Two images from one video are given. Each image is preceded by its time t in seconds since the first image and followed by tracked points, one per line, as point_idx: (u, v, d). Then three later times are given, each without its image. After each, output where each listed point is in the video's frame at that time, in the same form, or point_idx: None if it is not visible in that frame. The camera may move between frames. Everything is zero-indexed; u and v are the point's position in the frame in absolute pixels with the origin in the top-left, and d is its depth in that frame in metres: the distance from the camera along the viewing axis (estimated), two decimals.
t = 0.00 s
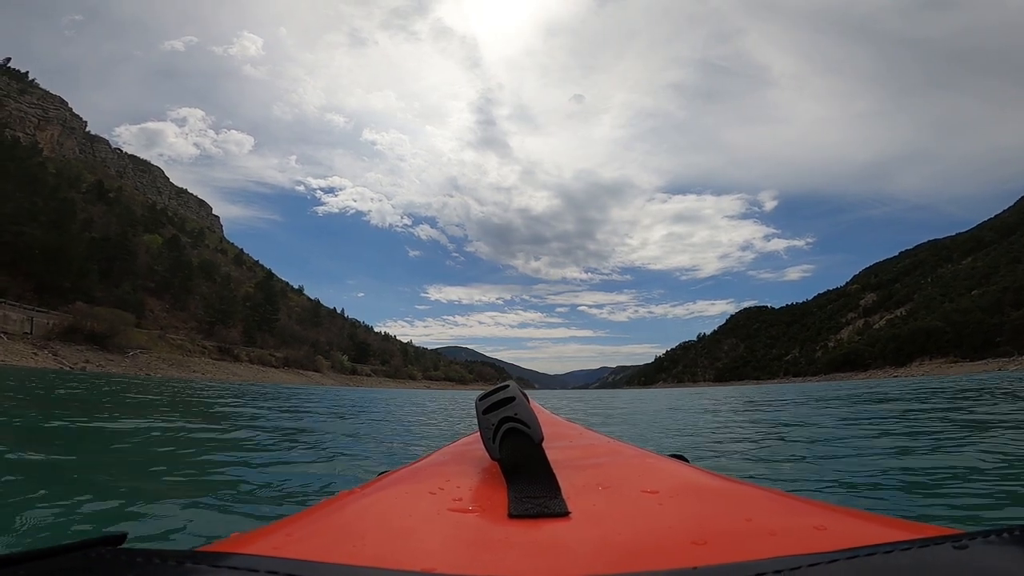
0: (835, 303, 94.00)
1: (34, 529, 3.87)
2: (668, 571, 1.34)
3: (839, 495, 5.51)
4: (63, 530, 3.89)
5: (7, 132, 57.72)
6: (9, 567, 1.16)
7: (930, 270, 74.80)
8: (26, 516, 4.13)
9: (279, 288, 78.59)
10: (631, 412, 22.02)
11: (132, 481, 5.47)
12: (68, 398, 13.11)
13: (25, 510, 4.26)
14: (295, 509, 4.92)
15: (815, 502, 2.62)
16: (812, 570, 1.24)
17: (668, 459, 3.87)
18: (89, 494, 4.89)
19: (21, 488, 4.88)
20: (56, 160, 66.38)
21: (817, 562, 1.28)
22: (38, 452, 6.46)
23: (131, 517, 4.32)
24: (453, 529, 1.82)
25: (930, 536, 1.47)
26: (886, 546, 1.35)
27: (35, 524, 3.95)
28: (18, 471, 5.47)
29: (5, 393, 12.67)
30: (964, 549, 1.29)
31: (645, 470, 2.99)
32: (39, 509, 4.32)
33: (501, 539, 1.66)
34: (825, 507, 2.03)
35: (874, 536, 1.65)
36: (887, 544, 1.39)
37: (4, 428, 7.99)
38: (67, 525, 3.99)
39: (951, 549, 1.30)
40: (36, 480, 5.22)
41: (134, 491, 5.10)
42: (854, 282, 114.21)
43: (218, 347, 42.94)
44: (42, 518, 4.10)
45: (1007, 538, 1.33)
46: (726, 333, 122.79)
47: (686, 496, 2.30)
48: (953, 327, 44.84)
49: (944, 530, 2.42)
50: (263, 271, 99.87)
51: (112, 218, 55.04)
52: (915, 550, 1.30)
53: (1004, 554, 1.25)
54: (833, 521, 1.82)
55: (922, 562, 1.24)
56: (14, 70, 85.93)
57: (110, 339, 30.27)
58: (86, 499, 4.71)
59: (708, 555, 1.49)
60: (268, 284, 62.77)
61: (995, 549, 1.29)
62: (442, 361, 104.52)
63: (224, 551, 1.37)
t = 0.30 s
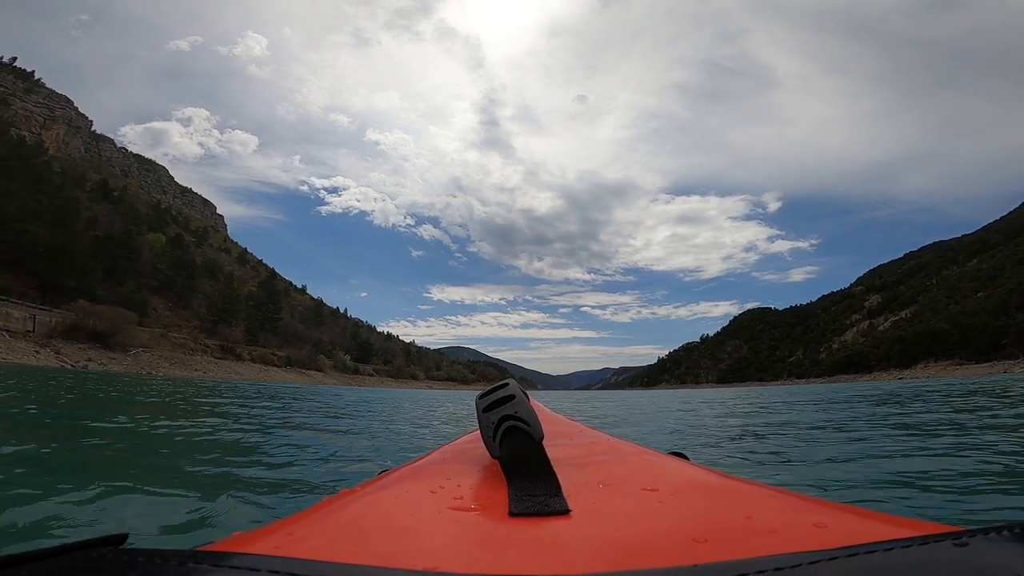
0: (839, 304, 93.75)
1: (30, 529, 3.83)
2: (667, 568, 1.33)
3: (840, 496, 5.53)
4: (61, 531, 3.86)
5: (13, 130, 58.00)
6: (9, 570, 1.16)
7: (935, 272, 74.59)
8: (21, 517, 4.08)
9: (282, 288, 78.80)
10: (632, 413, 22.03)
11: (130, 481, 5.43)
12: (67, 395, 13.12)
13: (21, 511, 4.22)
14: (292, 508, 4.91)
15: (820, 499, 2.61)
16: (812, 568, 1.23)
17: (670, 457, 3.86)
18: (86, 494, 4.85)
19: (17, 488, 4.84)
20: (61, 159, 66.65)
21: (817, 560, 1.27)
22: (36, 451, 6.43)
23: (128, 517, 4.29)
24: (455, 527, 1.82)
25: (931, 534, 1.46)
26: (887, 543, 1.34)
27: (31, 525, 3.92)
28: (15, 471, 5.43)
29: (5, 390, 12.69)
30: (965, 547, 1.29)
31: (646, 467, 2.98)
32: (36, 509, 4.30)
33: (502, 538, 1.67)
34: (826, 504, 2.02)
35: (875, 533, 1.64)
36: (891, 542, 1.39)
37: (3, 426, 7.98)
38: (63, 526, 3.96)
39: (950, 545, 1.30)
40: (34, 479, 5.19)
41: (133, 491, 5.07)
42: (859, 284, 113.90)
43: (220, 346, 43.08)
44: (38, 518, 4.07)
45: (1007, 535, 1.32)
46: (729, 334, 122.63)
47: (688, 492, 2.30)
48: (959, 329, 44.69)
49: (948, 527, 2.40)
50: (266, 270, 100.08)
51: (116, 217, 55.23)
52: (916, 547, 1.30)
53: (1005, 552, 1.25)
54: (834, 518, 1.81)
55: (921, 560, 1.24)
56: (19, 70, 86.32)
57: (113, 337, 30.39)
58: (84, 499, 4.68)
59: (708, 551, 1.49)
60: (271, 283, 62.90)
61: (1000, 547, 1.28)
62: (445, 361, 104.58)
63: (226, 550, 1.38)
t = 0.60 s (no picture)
0: (843, 305, 93.43)
1: (26, 532, 3.81)
2: (667, 568, 1.33)
3: (842, 498, 5.52)
4: (59, 531, 3.87)
5: (18, 130, 58.27)
6: (8, 570, 1.17)
7: (941, 273, 74.29)
8: (19, 517, 4.07)
9: (285, 287, 78.98)
10: (635, 414, 22.03)
11: (128, 481, 5.40)
12: (69, 394, 13.15)
13: (20, 512, 4.21)
14: (291, 508, 4.91)
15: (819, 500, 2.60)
16: (812, 569, 1.23)
17: (670, 458, 3.86)
18: (84, 494, 4.82)
19: (15, 488, 4.82)
20: (66, 159, 66.94)
21: (817, 560, 1.27)
22: (31, 451, 6.40)
23: (128, 518, 4.28)
24: (456, 528, 1.82)
25: (930, 535, 1.46)
26: (887, 544, 1.34)
27: (27, 527, 3.90)
28: (13, 471, 5.43)
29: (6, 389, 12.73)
30: (965, 548, 1.28)
31: (646, 468, 2.98)
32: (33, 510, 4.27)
33: (502, 537, 1.67)
34: (827, 506, 2.02)
35: (875, 533, 1.64)
36: (888, 544, 1.39)
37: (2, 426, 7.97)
38: (60, 527, 3.95)
39: (949, 546, 1.30)
40: (31, 480, 5.17)
41: (131, 491, 5.06)
42: (863, 284, 113.53)
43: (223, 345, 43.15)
44: (39, 519, 4.06)
45: (1006, 535, 1.32)
46: (733, 335, 122.37)
47: (688, 494, 2.29)
48: (965, 330, 44.49)
49: (948, 527, 2.40)
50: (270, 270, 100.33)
51: (119, 216, 55.42)
52: (916, 549, 1.30)
53: (1003, 552, 1.25)
54: (834, 519, 1.81)
55: (924, 562, 1.23)
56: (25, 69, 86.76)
57: (115, 336, 30.49)
58: (83, 499, 4.66)
59: (709, 553, 1.49)
60: (274, 283, 63.03)
61: (997, 548, 1.28)
62: (448, 360, 104.61)
63: (226, 551, 1.38)
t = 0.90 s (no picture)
0: (847, 304, 93.23)
1: (22, 530, 3.81)
2: (668, 570, 1.34)
3: (844, 498, 5.52)
4: (63, 529, 3.90)
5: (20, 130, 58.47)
6: (9, 568, 1.17)
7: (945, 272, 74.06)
8: (17, 517, 4.07)
9: (287, 287, 79.15)
10: (638, 413, 22.06)
11: (127, 481, 5.41)
12: (71, 395, 13.21)
13: (18, 511, 4.22)
14: (290, 508, 4.93)
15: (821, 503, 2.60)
16: (813, 572, 1.23)
17: (670, 459, 3.86)
18: (84, 493, 4.83)
19: (17, 487, 4.85)
20: (68, 159, 67.16)
21: (819, 563, 1.27)
22: (28, 450, 6.40)
23: (127, 516, 4.30)
24: (457, 530, 1.82)
25: (932, 537, 1.46)
26: (889, 548, 1.34)
27: (32, 525, 3.94)
28: (11, 470, 5.42)
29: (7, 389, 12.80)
30: (965, 550, 1.28)
31: (647, 470, 2.98)
32: (32, 509, 4.28)
33: (504, 539, 1.67)
34: (829, 508, 2.01)
35: (877, 536, 1.64)
36: (889, 546, 1.38)
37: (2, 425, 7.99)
38: (58, 526, 3.96)
39: (951, 549, 1.29)
40: (29, 479, 5.17)
41: (130, 491, 5.08)
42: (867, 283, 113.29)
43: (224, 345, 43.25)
44: (38, 518, 4.08)
45: (1007, 540, 1.32)
46: (736, 334, 122.21)
47: (688, 496, 2.29)
48: (969, 328, 44.37)
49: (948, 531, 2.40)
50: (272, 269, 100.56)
51: (121, 216, 55.60)
52: (918, 552, 1.30)
53: (1004, 556, 1.25)
54: (835, 522, 1.80)
55: (924, 565, 1.23)
56: (27, 71, 87.07)
57: (116, 336, 30.59)
58: (86, 498, 4.70)
59: (709, 556, 1.49)
60: (276, 283, 63.17)
61: (999, 551, 1.27)
62: (450, 360, 104.63)
63: (225, 552, 1.38)
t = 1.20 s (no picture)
0: (850, 303, 93.02)
1: (23, 531, 3.82)
2: (667, 569, 1.33)
3: (843, 497, 5.53)
4: (72, 527, 3.98)
5: (23, 131, 58.68)
6: (10, 568, 1.17)
7: (949, 271, 73.81)
8: (17, 518, 4.07)
9: (289, 287, 79.27)
10: (640, 413, 22.07)
11: (132, 480, 5.46)
12: (74, 395, 13.30)
13: (19, 511, 4.22)
14: (288, 507, 4.93)
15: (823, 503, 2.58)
16: (813, 570, 1.23)
17: (670, 458, 3.85)
18: (84, 494, 4.83)
19: (23, 486, 4.92)
20: (71, 160, 67.37)
21: (820, 562, 1.26)
22: (29, 450, 6.42)
23: (127, 517, 4.30)
24: (457, 528, 1.82)
25: (933, 537, 1.45)
26: (890, 545, 1.33)
27: (40, 522, 4.01)
28: (19, 470, 5.49)
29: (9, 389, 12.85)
30: (964, 548, 1.28)
31: (646, 469, 2.98)
32: (33, 509, 4.29)
33: (504, 536, 1.67)
34: (828, 508, 2.01)
35: (875, 534, 1.63)
36: (889, 545, 1.38)
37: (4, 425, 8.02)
38: (57, 526, 3.96)
39: (952, 548, 1.29)
40: (28, 479, 5.17)
41: (136, 489, 5.15)
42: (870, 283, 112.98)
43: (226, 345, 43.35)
44: (37, 518, 4.08)
45: (1006, 538, 1.31)
46: (739, 334, 122.12)
47: (687, 495, 2.29)
48: (974, 328, 44.28)
49: (952, 530, 2.38)
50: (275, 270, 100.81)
51: (124, 217, 55.76)
52: (919, 551, 1.29)
53: (1004, 554, 1.24)
54: (835, 521, 1.80)
55: (925, 564, 1.22)
56: (30, 71, 87.37)
57: (119, 336, 30.68)
58: (92, 497, 4.77)
59: (709, 554, 1.48)
60: (279, 283, 63.30)
61: (998, 550, 1.27)
62: (452, 360, 104.74)
63: (226, 549, 1.39)
